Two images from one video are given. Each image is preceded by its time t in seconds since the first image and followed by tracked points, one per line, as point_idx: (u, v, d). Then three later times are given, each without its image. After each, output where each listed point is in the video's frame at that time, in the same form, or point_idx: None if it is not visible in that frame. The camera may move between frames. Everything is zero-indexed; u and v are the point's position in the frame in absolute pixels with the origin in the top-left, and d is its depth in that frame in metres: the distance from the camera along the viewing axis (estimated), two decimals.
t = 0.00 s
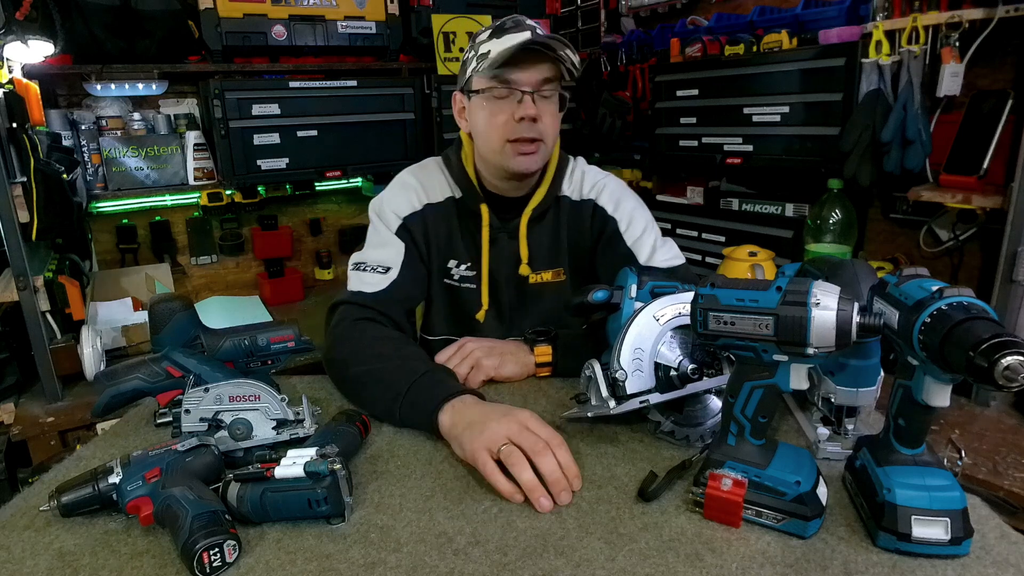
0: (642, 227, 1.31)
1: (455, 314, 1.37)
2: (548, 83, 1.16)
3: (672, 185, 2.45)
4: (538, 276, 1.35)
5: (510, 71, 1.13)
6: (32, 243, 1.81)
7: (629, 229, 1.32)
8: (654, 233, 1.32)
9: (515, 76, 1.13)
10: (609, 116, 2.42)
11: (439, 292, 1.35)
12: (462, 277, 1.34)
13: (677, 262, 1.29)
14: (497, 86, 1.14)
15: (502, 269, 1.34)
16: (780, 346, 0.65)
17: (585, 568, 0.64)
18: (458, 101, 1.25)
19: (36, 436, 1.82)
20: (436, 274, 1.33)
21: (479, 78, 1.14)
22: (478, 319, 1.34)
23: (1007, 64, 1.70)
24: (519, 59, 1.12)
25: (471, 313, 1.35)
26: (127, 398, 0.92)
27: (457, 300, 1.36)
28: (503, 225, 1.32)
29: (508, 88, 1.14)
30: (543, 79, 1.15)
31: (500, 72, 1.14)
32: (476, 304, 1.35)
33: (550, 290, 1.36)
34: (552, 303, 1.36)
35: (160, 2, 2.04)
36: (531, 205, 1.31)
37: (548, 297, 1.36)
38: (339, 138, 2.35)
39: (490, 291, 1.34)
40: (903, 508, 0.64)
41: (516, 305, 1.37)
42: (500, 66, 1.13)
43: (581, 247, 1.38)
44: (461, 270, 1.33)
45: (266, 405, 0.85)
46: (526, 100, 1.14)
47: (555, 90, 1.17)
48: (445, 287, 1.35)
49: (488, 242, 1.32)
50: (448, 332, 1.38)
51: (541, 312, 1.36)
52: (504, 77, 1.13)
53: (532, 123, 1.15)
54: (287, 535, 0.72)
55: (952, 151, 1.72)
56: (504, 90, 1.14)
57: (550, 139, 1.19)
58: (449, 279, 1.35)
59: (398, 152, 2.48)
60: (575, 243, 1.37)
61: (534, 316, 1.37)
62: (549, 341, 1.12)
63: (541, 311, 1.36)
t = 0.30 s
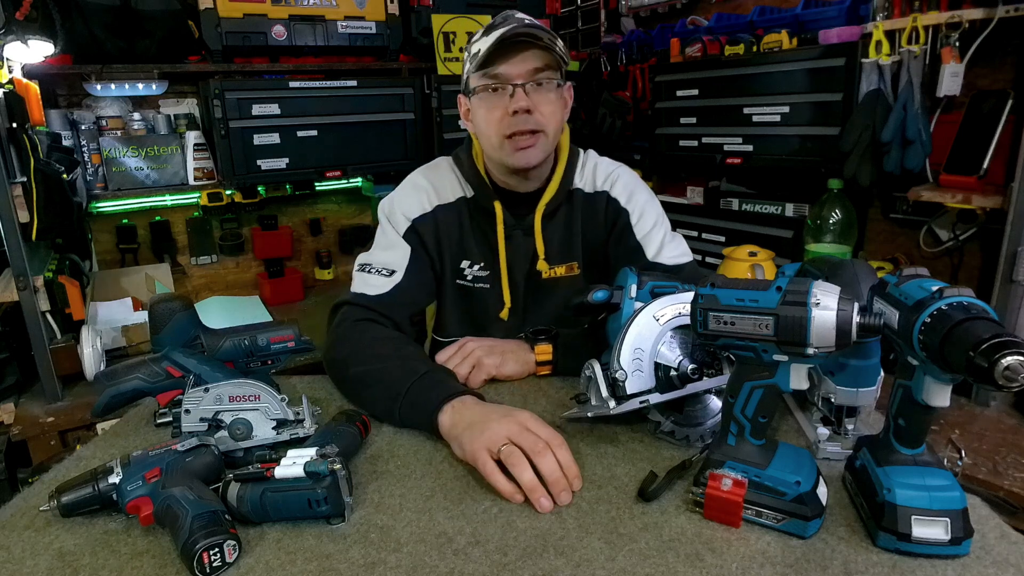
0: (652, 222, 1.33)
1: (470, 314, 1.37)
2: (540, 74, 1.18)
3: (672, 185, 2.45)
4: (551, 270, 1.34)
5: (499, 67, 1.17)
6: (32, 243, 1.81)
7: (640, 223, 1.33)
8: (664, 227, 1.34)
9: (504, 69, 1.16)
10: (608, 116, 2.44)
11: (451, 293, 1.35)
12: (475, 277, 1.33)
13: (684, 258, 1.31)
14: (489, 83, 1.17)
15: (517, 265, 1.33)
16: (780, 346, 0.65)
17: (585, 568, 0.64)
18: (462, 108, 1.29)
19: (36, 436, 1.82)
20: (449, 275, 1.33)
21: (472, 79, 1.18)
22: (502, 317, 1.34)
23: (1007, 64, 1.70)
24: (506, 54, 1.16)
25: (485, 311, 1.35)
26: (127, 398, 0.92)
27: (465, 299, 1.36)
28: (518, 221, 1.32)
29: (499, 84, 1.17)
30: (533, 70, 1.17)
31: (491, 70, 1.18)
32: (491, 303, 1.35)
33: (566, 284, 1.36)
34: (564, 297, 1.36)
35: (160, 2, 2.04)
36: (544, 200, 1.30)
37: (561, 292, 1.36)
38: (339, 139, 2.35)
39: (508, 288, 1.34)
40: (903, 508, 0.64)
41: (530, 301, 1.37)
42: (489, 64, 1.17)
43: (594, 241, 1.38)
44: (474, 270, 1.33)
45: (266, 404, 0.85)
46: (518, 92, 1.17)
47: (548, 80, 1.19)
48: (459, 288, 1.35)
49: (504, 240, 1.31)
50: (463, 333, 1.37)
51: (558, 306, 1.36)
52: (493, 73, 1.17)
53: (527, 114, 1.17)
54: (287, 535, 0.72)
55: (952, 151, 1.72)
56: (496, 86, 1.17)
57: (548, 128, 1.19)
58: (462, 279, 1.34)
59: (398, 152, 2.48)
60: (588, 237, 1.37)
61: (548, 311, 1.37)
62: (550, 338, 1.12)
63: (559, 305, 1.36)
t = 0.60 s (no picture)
0: (646, 220, 1.30)
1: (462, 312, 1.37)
2: (507, 64, 1.18)
3: (672, 185, 2.45)
4: (542, 269, 1.34)
5: (466, 60, 1.17)
6: (32, 243, 1.80)
7: (634, 221, 1.31)
8: (660, 224, 1.31)
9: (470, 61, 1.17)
10: (608, 116, 2.46)
11: (442, 290, 1.34)
12: (464, 274, 1.33)
13: (683, 257, 1.28)
14: (457, 77, 1.18)
15: (503, 263, 1.33)
16: (780, 346, 0.65)
17: (585, 568, 0.64)
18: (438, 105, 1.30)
19: (36, 436, 1.82)
20: (438, 273, 1.33)
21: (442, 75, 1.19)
22: (484, 316, 1.34)
23: (1007, 64, 1.70)
24: (471, 48, 1.17)
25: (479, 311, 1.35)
26: (127, 398, 0.92)
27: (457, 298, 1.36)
28: (499, 217, 1.32)
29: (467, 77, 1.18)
30: (500, 59, 1.17)
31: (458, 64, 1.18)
32: (479, 301, 1.34)
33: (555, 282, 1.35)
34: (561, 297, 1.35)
35: (160, 2, 2.04)
36: (526, 195, 1.30)
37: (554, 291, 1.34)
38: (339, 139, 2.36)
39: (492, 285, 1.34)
40: (903, 509, 0.64)
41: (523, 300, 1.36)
42: (456, 59, 1.18)
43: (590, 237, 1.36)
44: (462, 267, 1.33)
45: (266, 404, 0.85)
46: (485, 84, 1.17)
47: (516, 68, 1.18)
48: (448, 285, 1.35)
49: (486, 236, 1.31)
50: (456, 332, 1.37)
51: (547, 305, 1.34)
52: (460, 67, 1.17)
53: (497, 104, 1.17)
54: (287, 535, 0.72)
55: (952, 151, 1.72)
56: (465, 80, 1.18)
57: (519, 118, 1.19)
58: (451, 276, 1.34)
59: (398, 152, 2.48)
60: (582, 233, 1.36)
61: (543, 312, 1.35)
62: (549, 340, 1.12)
63: (549, 303, 1.34)
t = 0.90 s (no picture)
0: (632, 228, 1.29)
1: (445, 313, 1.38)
2: (491, 76, 1.18)
3: (672, 185, 2.45)
4: (521, 276, 1.34)
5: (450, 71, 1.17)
6: (32, 243, 1.80)
7: (619, 231, 1.29)
8: (645, 232, 1.30)
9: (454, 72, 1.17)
10: (609, 116, 2.46)
11: (425, 289, 1.35)
12: (445, 274, 1.34)
13: (674, 261, 1.25)
14: (441, 87, 1.18)
15: (482, 270, 1.34)
16: (780, 346, 0.65)
17: (585, 568, 0.64)
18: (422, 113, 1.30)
19: (36, 436, 1.82)
20: (421, 272, 1.34)
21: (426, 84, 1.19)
22: (464, 320, 1.34)
23: (1007, 64, 1.70)
24: (456, 59, 1.17)
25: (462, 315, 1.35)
26: (127, 398, 0.92)
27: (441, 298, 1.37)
28: (477, 223, 1.33)
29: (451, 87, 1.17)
30: (484, 72, 1.18)
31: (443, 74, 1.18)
32: (460, 304, 1.35)
33: (533, 291, 1.35)
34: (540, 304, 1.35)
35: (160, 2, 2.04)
36: (505, 202, 1.31)
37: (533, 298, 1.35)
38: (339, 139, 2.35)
39: (470, 289, 1.34)
40: (903, 509, 0.64)
41: (503, 307, 1.35)
42: (440, 69, 1.18)
43: (569, 247, 1.36)
44: (444, 267, 1.34)
45: (266, 405, 0.85)
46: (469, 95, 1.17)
47: (500, 81, 1.19)
48: (431, 284, 1.36)
49: (464, 243, 1.32)
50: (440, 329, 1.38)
51: (525, 312, 1.35)
52: (445, 78, 1.18)
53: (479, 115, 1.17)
54: (287, 535, 0.72)
55: (952, 151, 1.72)
56: (448, 90, 1.17)
57: (502, 129, 1.19)
58: (433, 276, 1.35)
59: (398, 152, 2.48)
60: (560, 244, 1.36)
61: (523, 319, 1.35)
62: (550, 341, 1.11)
63: (526, 311, 1.35)
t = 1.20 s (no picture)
0: (625, 233, 1.29)
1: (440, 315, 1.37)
2: (491, 86, 1.18)
3: (672, 185, 2.45)
4: (514, 282, 1.34)
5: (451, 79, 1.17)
6: (32, 243, 1.81)
7: (613, 236, 1.29)
8: (639, 237, 1.29)
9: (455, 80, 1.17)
10: (608, 116, 2.46)
11: (422, 290, 1.34)
12: (441, 276, 1.33)
13: (670, 263, 1.24)
14: (441, 95, 1.18)
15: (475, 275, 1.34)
16: (780, 346, 0.65)
17: (585, 568, 0.64)
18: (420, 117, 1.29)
19: (36, 436, 1.82)
20: (417, 274, 1.33)
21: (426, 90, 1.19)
22: (459, 323, 1.34)
23: (1007, 64, 1.70)
24: (457, 67, 1.17)
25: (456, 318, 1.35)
26: (127, 398, 0.92)
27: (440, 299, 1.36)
28: (471, 228, 1.33)
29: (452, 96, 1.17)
30: (485, 82, 1.18)
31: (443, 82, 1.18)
32: (455, 307, 1.34)
33: (525, 295, 1.35)
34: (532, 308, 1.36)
35: (160, 2, 2.04)
36: (498, 209, 1.31)
37: (525, 303, 1.36)
38: (339, 139, 2.36)
39: (464, 293, 1.33)
40: (903, 508, 0.64)
41: (496, 311, 1.36)
42: (441, 77, 1.18)
43: (562, 254, 1.36)
44: (440, 268, 1.33)
45: (266, 404, 0.85)
46: (469, 104, 1.17)
47: (500, 92, 1.19)
48: (427, 286, 1.35)
49: (458, 247, 1.32)
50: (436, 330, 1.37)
51: (517, 316, 1.36)
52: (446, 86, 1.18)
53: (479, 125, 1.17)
54: (287, 535, 0.72)
55: (952, 151, 1.72)
56: (449, 98, 1.18)
57: (500, 139, 1.19)
58: (430, 277, 1.34)
59: (398, 152, 2.48)
60: (553, 250, 1.36)
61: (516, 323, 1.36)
62: (549, 340, 1.12)
63: (518, 316, 1.35)
